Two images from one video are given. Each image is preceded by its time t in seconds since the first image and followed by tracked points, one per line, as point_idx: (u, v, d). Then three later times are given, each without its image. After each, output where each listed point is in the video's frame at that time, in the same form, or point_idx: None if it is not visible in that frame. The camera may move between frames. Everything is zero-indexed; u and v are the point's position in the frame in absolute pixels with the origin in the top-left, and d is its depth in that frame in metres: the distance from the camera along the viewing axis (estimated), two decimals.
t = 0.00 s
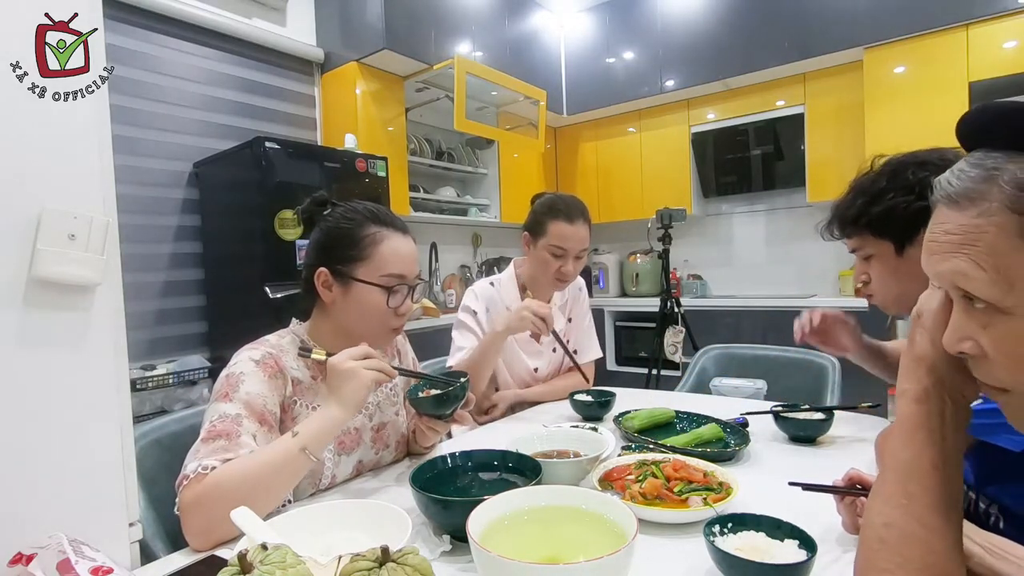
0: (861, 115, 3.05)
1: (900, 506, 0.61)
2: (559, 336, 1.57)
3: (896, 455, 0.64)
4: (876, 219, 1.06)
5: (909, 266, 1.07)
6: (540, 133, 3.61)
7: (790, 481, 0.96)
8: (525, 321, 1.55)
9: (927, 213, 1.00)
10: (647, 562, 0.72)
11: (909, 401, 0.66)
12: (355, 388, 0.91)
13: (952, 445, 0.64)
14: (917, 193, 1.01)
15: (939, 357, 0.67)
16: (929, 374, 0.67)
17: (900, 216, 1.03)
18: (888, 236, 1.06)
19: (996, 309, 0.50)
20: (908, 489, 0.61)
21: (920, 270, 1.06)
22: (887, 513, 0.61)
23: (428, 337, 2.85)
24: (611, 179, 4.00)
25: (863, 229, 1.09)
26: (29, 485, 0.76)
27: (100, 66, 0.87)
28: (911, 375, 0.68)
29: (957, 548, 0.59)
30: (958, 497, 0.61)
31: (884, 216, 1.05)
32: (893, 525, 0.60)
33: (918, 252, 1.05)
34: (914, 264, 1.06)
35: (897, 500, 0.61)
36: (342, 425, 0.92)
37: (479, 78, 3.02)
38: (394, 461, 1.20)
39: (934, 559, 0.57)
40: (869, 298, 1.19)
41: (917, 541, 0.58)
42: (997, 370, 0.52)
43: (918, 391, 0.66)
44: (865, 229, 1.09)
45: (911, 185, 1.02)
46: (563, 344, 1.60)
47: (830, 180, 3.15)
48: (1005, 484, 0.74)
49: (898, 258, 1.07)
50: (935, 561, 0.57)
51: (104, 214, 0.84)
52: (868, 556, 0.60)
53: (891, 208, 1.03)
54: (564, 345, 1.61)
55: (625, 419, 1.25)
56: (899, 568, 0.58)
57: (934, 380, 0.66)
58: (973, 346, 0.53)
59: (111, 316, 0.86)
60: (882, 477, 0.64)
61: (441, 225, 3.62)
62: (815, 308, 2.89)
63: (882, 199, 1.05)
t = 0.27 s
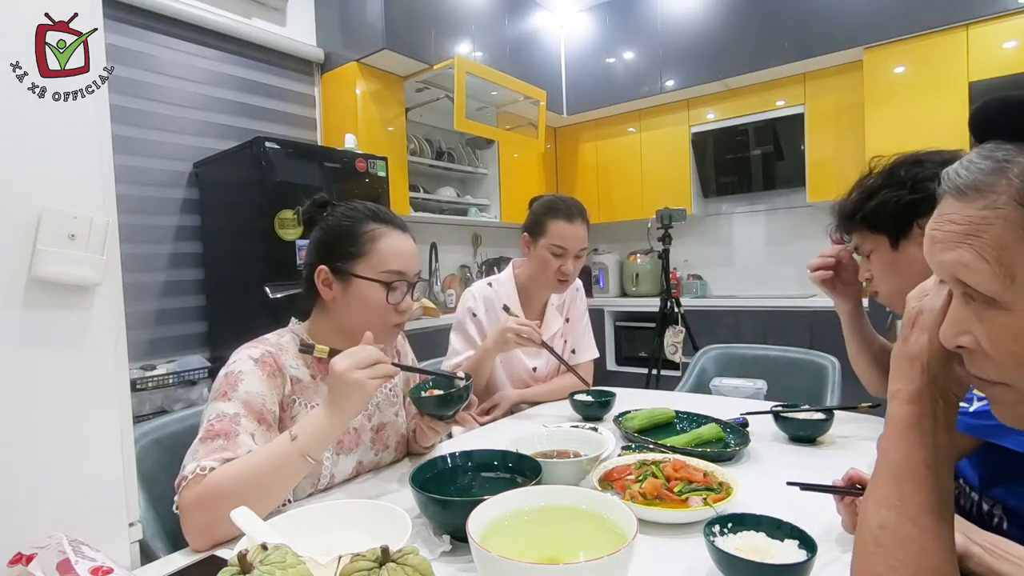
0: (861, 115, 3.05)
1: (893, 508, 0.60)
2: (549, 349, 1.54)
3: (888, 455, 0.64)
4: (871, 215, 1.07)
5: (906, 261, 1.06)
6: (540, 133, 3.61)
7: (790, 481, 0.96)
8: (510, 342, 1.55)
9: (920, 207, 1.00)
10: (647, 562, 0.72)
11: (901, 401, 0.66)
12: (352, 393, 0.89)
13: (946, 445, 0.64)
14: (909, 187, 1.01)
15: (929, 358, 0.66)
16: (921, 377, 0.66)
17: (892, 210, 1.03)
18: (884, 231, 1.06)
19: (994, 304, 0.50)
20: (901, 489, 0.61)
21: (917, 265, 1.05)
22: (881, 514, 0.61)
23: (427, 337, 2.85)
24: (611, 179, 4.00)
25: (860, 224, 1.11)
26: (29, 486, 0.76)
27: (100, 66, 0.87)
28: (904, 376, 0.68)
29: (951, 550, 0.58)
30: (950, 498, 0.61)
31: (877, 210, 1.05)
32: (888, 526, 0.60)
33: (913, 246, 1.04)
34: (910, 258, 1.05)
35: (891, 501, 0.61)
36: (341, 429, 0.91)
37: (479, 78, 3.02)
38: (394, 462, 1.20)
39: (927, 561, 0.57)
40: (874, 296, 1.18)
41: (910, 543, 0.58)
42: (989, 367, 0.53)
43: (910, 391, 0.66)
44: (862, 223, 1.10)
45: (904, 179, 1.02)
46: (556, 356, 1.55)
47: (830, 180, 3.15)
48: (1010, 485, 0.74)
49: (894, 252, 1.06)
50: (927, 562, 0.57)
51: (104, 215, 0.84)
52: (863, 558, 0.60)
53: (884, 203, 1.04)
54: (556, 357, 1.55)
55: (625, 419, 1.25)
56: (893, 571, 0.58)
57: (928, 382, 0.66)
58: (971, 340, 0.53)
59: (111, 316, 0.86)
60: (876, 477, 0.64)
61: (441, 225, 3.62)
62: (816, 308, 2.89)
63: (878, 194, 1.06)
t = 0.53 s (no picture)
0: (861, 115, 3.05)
1: (895, 510, 0.60)
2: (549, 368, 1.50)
3: (890, 456, 0.64)
4: (870, 212, 1.07)
5: (907, 260, 1.04)
6: (540, 133, 3.61)
7: (790, 481, 0.96)
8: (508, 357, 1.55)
9: (918, 205, 1.00)
10: (647, 562, 0.72)
11: (903, 403, 0.66)
12: (350, 404, 0.87)
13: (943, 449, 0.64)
14: (909, 185, 1.01)
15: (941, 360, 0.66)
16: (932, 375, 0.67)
17: (890, 207, 1.03)
18: (883, 229, 1.06)
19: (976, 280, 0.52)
20: (904, 492, 0.61)
21: (916, 264, 1.03)
22: (884, 516, 0.61)
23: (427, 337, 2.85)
24: (611, 179, 4.00)
25: (860, 222, 1.11)
26: (29, 486, 0.76)
27: (100, 66, 0.87)
28: (912, 373, 0.68)
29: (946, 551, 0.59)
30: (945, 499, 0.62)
31: (876, 208, 1.06)
32: (889, 528, 0.60)
33: (914, 245, 1.02)
34: (910, 257, 1.04)
35: (892, 503, 0.61)
36: (336, 438, 0.89)
37: (479, 78, 3.02)
38: (394, 462, 1.20)
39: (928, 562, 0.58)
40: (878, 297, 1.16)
41: (912, 545, 0.58)
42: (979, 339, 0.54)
43: (919, 389, 0.66)
44: (862, 221, 1.10)
45: (903, 178, 1.02)
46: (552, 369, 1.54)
47: (830, 180, 3.15)
48: (1010, 486, 0.74)
49: (894, 251, 1.05)
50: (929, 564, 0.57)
51: (104, 215, 0.84)
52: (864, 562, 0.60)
53: (882, 201, 1.04)
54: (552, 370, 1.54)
55: (625, 419, 1.25)
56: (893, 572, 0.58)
57: (938, 379, 0.66)
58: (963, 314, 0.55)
59: (111, 316, 0.86)
60: (877, 479, 0.63)
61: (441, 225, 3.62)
62: (816, 308, 2.89)
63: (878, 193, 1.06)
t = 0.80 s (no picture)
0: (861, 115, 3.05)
1: (901, 512, 0.60)
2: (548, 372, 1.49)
3: (901, 460, 0.63)
4: (874, 209, 1.07)
5: (908, 257, 1.03)
6: (540, 133, 3.61)
7: (789, 481, 0.96)
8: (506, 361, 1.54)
9: (921, 202, 1.00)
10: (647, 562, 0.72)
11: (911, 406, 0.65)
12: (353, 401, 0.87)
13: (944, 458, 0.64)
14: (915, 183, 1.01)
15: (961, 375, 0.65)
16: (954, 393, 0.65)
17: (894, 204, 1.03)
18: (887, 225, 1.05)
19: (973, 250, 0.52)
20: (911, 497, 0.60)
21: (917, 262, 1.02)
22: (889, 517, 0.60)
23: (427, 337, 2.85)
24: (611, 179, 4.00)
25: (863, 220, 1.11)
26: (28, 485, 0.76)
27: (100, 66, 0.87)
28: (937, 386, 0.65)
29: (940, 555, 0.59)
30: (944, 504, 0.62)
31: (881, 204, 1.06)
32: (895, 530, 0.59)
33: (916, 242, 1.01)
34: (911, 254, 1.03)
35: (898, 506, 0.60)
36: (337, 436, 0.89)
37: (479, 78, 3.02)
38: (394, 463, 1.20)
39: (930, 565, 0.58)
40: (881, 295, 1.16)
41: (916, 548, 0.58)
42: (978, 314, 0.54)
43: (937, 403, 0.65)
44: (865, 219, 1.10)
45: (909, 176, 1.03)
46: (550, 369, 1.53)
47: (830, 180, 3.15)
48: (1010, 487, 0.74)
49: (897, 248, 1.04)
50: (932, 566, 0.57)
51: (104, 215, 0.84)
52: (867, 563, 0.59)
53: (887, 198, 1.05)
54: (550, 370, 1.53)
55: (626, 419, 1.25)
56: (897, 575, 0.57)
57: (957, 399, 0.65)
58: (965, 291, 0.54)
59: (110, 315, 0.86)
60: (881, 480, 0.63)
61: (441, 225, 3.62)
62: (816, 309, 2.89)
63: (884, 190, 1.06)
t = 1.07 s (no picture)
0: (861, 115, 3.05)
1: (910, 514, 0.56)
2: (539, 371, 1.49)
3: (913, 461, 0.57)
4: (877, 206, 1.07)
5: (906, 257, 1.03)
6: (540, 133, 3.62)
7: (790, 480, 0.96)
8: (499, 362, 1.54)
9: (925, 203, 0.99)
10: (646, 562, 0.72)
11: (923, 406, 0.59)
12: (349, 401, 0.86)
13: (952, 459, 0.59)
14: (919, 182, 1.01)
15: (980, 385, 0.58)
16: (970, 400, 0.58)
17: (898, 203, 1.03)
18: (889, 223, 1.05)
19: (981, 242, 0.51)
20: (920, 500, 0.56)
21: (915, 262, 1.02)
22: (896, 519, 0.56)
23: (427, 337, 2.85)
24: (611, 179, 4.00)
25: (866, 216, 1.11)
26: (29, 484, 0.76)
27: (100, 66, 0.87)
28: (955, 393, 0.58)
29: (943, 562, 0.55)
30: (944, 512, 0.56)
31: (884, 201, 1.05)
32: (901, 531, 0.55)
33: (916, 242, 1.01)
34: (910, 254, 1.03)
35: (908, 508, 0.56)
36: (333, 435, 0.89)
37: (479, 78, 3.02)
38: (394, 462, 1.20)
39: (937, 567, 0.54)
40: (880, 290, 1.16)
41: (924, 550, 0.54)
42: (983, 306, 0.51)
43: (953, 408, 0.58)
44: (868, 215, 1.10)
45: (914, 175, 1.02)
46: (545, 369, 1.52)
47: (830, 180, 3.15)
48: (1008, 486, 0.75)
49: (897, 247, 1.05)
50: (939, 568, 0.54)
51: (104, 214, 0.84)
52: (870, 563, 0.55)
53: (890, 196, 1.04)
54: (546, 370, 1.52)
55: (626, 419, 1.25)
56: None
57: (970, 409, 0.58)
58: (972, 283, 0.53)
59: (110, 315, 0.86)
60: (887, 480, 0.58)
61: (441, 225, 3.62)
62: (816, 309, 2.89)
63: (888, 187, 1.06)
